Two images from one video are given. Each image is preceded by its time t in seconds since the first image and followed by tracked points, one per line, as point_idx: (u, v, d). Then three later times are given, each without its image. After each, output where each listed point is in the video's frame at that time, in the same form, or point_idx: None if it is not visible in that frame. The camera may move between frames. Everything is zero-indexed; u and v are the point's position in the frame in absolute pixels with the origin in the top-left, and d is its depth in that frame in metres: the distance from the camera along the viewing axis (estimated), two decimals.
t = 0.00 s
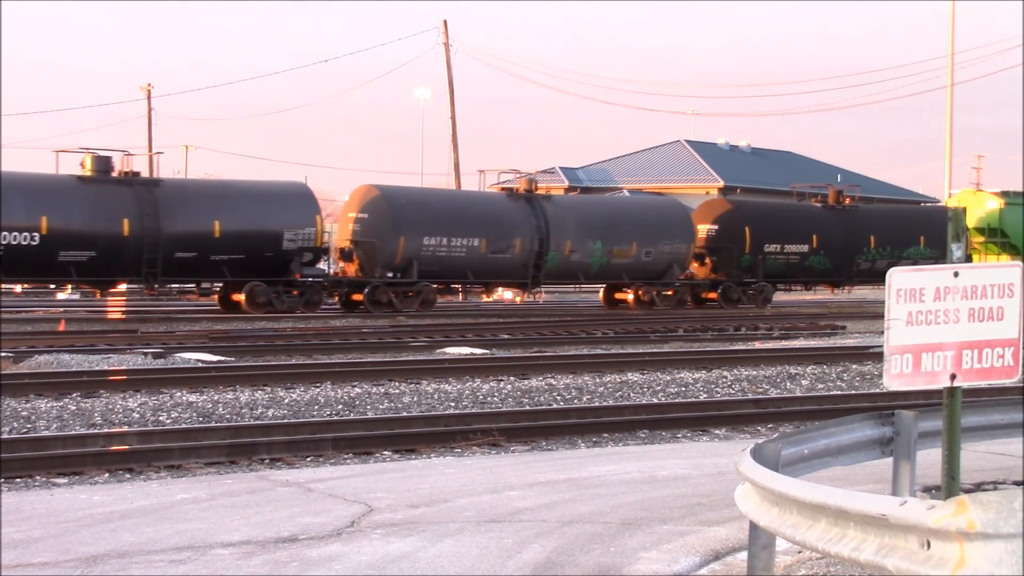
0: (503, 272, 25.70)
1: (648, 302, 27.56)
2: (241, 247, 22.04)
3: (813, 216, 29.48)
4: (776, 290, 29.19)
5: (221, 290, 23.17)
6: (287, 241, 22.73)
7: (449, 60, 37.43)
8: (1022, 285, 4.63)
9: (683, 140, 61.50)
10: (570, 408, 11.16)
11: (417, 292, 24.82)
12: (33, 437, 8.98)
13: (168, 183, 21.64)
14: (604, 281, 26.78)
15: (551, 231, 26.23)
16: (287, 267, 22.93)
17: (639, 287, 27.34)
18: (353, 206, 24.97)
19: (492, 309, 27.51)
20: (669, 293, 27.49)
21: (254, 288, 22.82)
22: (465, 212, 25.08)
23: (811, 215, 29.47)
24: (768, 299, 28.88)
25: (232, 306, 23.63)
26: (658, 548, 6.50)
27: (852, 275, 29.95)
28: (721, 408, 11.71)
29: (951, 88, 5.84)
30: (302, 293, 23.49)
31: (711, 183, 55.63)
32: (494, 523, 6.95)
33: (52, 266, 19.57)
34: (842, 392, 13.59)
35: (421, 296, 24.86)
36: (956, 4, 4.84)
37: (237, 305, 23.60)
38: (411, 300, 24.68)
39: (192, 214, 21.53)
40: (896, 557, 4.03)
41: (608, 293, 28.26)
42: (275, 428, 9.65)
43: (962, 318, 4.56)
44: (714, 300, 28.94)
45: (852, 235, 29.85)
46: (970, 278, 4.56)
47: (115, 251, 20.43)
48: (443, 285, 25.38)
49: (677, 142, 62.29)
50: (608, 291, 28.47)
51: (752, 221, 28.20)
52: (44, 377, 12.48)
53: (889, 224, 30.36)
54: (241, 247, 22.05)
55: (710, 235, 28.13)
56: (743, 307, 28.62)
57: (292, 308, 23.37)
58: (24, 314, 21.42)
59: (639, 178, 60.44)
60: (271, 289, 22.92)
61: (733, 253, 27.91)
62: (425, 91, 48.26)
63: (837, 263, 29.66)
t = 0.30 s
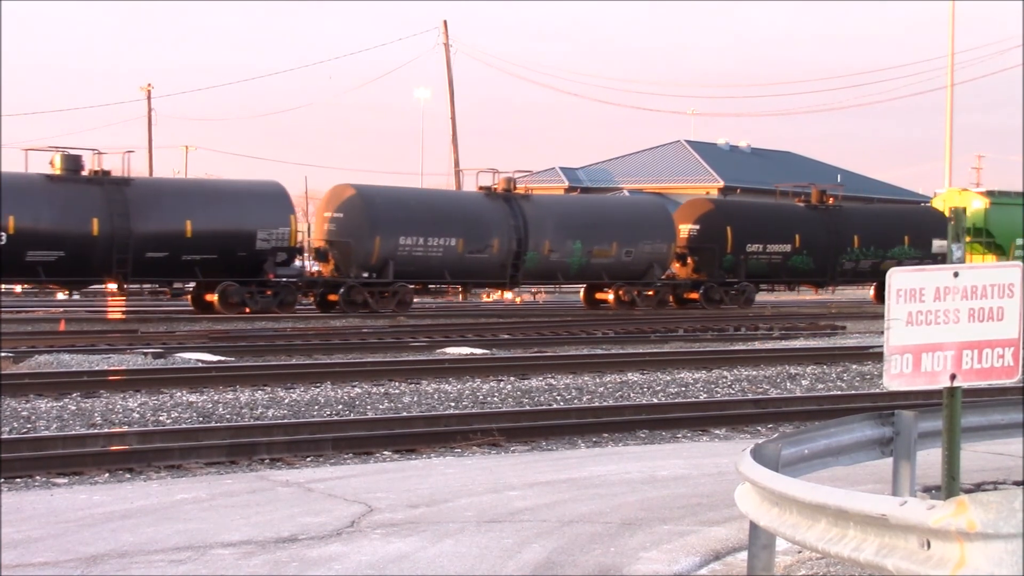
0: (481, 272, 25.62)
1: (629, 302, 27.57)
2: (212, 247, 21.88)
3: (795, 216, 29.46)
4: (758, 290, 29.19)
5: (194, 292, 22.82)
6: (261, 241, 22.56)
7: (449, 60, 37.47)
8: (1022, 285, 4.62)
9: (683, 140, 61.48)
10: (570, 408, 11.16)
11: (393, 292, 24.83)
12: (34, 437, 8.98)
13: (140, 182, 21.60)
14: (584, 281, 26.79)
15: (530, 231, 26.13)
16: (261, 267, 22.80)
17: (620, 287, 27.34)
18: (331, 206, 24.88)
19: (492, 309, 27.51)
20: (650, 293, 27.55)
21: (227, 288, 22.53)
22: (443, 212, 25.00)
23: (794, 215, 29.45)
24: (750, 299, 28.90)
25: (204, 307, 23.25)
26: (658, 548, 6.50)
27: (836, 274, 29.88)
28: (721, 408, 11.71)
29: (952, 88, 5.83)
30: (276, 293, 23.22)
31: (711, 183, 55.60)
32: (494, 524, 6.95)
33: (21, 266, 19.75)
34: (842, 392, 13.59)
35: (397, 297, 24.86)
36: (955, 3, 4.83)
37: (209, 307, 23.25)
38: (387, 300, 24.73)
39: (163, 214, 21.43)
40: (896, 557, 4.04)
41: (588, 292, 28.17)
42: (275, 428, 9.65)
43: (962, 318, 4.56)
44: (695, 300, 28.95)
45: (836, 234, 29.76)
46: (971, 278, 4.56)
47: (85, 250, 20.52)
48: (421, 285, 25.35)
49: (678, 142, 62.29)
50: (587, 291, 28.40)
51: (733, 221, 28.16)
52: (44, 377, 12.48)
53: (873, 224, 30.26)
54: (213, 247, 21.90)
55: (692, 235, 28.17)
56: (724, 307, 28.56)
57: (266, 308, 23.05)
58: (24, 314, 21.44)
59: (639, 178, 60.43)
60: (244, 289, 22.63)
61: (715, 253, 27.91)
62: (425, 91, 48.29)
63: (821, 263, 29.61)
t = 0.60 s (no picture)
0: (458, 271, 25.59)
1: (609, 301, 27.40)
2: (184, 247, 21.67)
3: (778, 215, 29.40)
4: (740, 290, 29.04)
5: (166, 292, 22.72)
6: (234, 240, 22.42)
7: (449, 60, 37.51)
8: (1022, 285, 4.63)
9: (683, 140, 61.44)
10: (570, 408, 11.15)
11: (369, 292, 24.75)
12: (34, 437, 8.98)
13: (108, 179, 21.16)
14: (563, 281, 26.72)
15: (508, 230, 26.06)
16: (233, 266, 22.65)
17: (600, 287, 27.21)
18: (304, 204, 24.73)
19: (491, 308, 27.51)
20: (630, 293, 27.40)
21: (199, 288, 22.49)
22: (419, 212, 24.93)
23: (777, 215, 29.38)
24: (732, 298, 28.71)
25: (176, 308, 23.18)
26: (658, 548, 6.50)
27: (819, 274, 29.89)
28: (720, 408, 11.71)
29: (950, 86, 5.83)
30: (249, 293, 23.23)
31: (711, 183, 55.57)
32: (494, 523, 6.95)
33: None
34: (842, 392, 13.58)
35: (373, 297, 24.80)
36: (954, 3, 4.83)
37: (180, 306, 23.17)
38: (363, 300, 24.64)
39: (134, 214, 21.09)
40: (896, 557, 4.04)
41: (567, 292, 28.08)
42: (274, 428, 9.64)
43: (962, 318, 4.56)
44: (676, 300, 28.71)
45: (819, 234, 29.77)
46: (971, 278, 4.56)
47: (53, 250, 20.10)
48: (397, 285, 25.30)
49: (677, 142, 62.27)
50: (568, 291, 28.21)
51: (715, 220, 27.94)
52: (44, 377, 12.48)
53: (855, 223, 30.34)
54: (185, 247, 21.70)
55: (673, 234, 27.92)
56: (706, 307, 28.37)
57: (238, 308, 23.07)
58: (24, 314, 21.44)
59: (639, 178, 60.43)
60: (216, 289, 22.59)
61: (696, 253, 27.69)
62: (425, 92, 48.28)
63: (804, 262, 29.59)
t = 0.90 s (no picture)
0: (432, 271, 25.49)
1: (587, 302, 27.37)
2: (151, 246, 21.22)
3: (759, 215, 29.12)
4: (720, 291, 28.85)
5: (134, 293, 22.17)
6: (203, 240, 21.95)
7: (449, 60, 37.55)
8: (1022, 286, 4.63)
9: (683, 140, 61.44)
10: (570, 408, 11.16)
11: (341, 293, 24.66)
12: (33, 437, 8.98)
13: (74, 176, 20.57)
14: (540, 281, 26.55)
15: (483, 230, 25.96)
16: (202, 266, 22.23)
17: (578, 287, 27.16)
18: (278, 203, 24.67)
19: (490, 308, 27.52)
20: (608, 293, 27.34)
21: (168, 288, 22.04)
22: (392, 212, 24.82)
23: (757, 215, 29.11)
24: (712, 300, 28.53)
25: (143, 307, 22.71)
26: (658, 548, 6.51)
27: (800, 275, 29.55)
28: (720, 408, 11.72)
29: (950, 85, 5.82)
30: (218, 292, 23.01)
31: (711, 183, 55.59)
32: (494, 524, 6.95)
33: None
34: (841, 392, 13.60)
35: (345, 297, 24.71)
36: (954, 3, 4.83)
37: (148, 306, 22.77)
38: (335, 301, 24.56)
39: (100, 213, 20.64)
40: (896, 557, 4.04)
41: (546, 292, 27.89)
42: (275, 428, 9.65)
43: (962, 317, 4.56)
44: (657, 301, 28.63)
45: (800, 234, 29.44)
46: (970, 278, 4.56)
47: (16, 251, 19.53)
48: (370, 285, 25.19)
49: (677, 142, 62.28)
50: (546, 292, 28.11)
51: (694, 220, 27.82)
52: (44, 377, 12.48)
53: (837, 223, 29.96)
54: (153, 247, 21.26)
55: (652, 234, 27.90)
56: (686, 308, 28.21)
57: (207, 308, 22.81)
58: (24, 314, 21.46)
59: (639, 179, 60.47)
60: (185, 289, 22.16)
61: (675, 253, 27.62)
62: (425, 92, 48.28)
63: (785, 262, 29.28)
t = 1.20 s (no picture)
0: (409, 271, 25.12)
1: (567, 303, 27.11)
2: (120, 245, 21.46)
3: (742, 215, 28.76)
4: (702, 291, 28.49)
5: (104, 293, 22.34)
6: (174, 240, 22.16)
7: (450, 60, 37.52)
8: (1022, 285, 4.62)
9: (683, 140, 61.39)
10: (570, 408, 11.15)
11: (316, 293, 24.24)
12: (33, 437, 8.98)
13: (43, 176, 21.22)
14: (518, 281, 26.23)
15: (461, 229, 25.55)
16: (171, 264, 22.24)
17: (556, 287, 26.91)
18: (251, 201, 24.22)
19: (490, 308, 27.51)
20: (588, 293, 27.06)
21: (137, 288, 22.00)
22: (367, 211, 24.43)
23: (741, 214, 28.75)
24: (694, 300, 28.15)
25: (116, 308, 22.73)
26: (658, 548, 6.50)
27: (784, 275, 29.22)
28: (720, 408, 11.71)
29: (950, 86, 5.82)
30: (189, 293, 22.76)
31: (712, 183, 55.57)
32: (494, 523, 6.95)
33: None
34: (842, 392, 13.59)
35: (320, 297, 24.31)
36: (955, 2, 4.82)
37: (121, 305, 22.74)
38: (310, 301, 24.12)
39: (67, 212, 21.05)
40: (896, 557, 4.04)
41: (525, 292, 27.60)
42: (274, 428, 9.65)
43: (962, 317, 4.56)
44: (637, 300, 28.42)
45: (784, 233, 29.09)
46: (970, 278, 4.56)
47: None
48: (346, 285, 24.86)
49: (677, 142, 62.25)
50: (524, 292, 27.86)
51: (676, 220, 27.47)
52: (44, 377, 12.47)
53: (820, 222, 29.71)
54: (122, 246, 21.49)
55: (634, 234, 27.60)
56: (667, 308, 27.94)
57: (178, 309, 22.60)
58: (24, 314, 21.47)
59: (639, 179, 60.44)
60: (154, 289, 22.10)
61: (656, 252, 27.26)
62: (425, 92, 48.21)
63: (768, 262, 28.92)
